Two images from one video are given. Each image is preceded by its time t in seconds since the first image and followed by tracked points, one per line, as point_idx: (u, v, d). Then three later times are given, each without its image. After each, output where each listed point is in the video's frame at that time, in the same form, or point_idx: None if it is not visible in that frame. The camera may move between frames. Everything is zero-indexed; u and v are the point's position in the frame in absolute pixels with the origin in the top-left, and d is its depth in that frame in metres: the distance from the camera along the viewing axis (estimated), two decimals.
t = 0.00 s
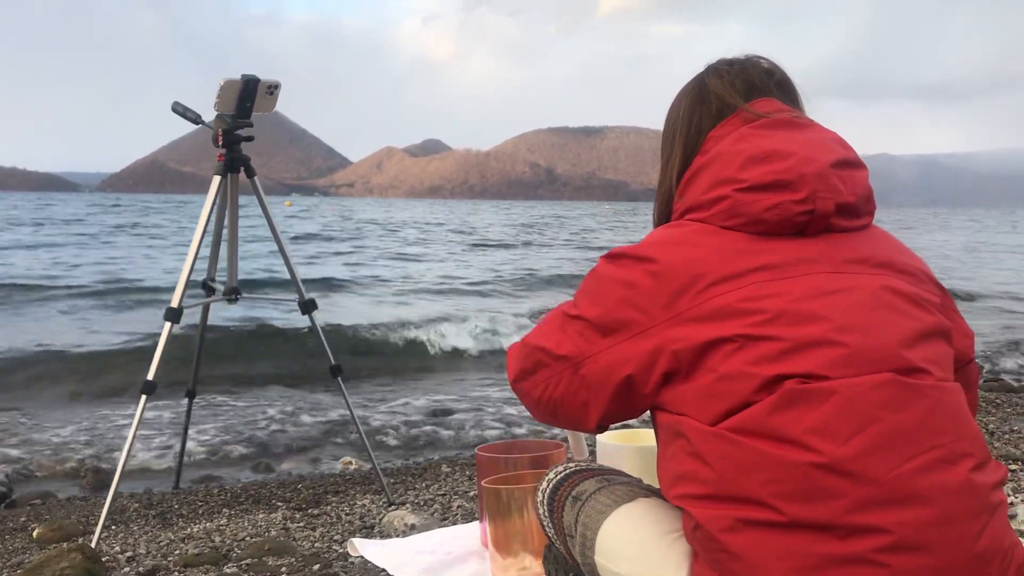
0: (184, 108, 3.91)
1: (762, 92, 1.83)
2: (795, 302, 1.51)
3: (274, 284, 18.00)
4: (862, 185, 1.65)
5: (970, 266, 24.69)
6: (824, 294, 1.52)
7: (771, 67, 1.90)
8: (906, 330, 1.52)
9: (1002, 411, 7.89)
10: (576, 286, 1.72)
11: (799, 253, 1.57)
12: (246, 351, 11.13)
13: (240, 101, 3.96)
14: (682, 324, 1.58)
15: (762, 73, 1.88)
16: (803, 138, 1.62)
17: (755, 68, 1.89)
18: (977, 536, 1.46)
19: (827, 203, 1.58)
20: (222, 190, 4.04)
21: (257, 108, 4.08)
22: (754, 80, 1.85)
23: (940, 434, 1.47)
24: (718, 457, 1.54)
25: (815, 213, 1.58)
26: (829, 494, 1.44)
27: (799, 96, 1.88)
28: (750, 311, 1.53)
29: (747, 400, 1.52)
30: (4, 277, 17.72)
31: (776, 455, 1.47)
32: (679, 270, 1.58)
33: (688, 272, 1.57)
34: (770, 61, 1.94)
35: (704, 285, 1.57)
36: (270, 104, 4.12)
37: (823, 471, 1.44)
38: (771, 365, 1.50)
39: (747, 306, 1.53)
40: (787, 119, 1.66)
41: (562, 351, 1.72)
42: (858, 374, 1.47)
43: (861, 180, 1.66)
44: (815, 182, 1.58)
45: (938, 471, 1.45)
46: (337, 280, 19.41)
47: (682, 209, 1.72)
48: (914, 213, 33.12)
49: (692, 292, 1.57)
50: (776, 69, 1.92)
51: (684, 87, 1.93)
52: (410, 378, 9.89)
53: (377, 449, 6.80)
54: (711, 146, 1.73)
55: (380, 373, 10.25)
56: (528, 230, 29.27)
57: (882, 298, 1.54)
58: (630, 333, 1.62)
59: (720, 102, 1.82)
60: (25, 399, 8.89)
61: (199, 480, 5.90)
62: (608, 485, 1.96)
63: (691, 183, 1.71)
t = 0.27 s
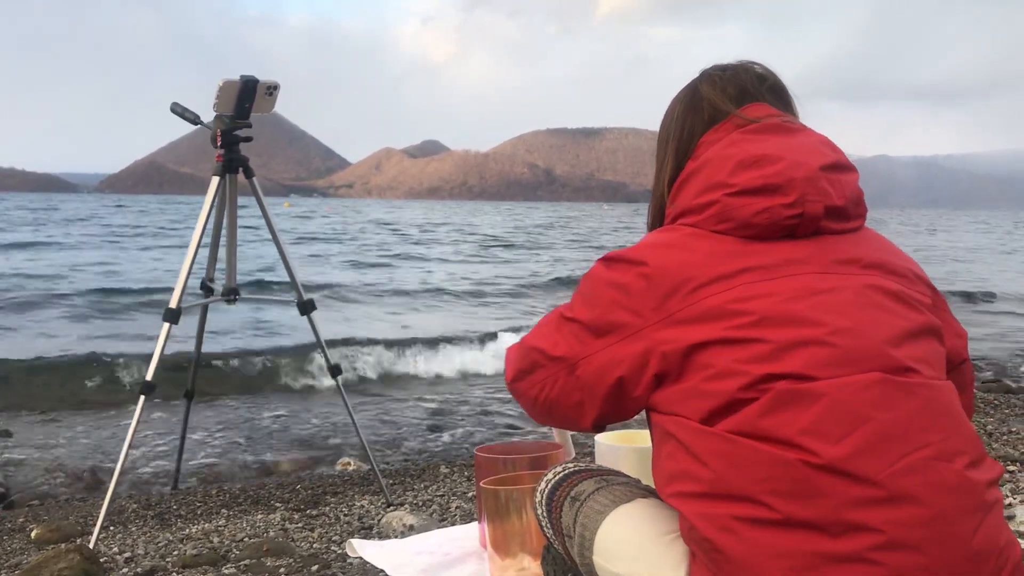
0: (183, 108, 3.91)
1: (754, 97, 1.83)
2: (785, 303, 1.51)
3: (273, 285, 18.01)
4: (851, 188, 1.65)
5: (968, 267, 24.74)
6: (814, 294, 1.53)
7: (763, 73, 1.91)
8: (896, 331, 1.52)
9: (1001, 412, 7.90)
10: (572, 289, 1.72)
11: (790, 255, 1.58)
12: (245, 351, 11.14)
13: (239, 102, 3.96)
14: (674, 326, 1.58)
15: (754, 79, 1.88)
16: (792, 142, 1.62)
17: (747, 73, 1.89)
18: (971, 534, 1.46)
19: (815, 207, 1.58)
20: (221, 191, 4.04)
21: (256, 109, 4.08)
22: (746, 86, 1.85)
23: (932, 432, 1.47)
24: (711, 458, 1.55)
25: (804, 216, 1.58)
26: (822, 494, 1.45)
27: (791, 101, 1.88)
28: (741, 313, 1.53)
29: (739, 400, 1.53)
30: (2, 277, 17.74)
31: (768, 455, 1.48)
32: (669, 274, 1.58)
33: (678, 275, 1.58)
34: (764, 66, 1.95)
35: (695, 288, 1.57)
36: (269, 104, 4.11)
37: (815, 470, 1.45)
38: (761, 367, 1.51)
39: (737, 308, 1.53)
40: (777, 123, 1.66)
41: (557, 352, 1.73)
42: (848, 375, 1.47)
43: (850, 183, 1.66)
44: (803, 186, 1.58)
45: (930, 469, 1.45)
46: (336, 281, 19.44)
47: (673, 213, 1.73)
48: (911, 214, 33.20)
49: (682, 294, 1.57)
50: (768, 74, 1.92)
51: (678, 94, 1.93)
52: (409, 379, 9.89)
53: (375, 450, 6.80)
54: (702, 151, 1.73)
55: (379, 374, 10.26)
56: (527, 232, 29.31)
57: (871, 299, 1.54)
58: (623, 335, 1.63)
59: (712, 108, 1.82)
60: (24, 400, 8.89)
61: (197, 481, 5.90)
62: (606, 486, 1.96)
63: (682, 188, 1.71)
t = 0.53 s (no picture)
0: (182, 108, 3.91)
1: (747, 101, 1.83)
2: (776, 305, 1.51)
3: (273, 286, 17.99)
4: (843, 190, 1.65)
5: (967, 268, 24.76)
6: (805, 295, 1.52)
7: (756, 77, 1.91)
8: (888, 332, 1.52)
9: (1000, 413, 7.90)
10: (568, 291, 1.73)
11: (781, 256, 1.57)
12: (244, 352, 11.13)
13: (239, 102, 3.96)
14: (667, 327, 1.58)
15: (746, 83, 1.88)
16: (783, 145, 1.62)
17: (740, 77, 1.89)
18: (967, 531, 1.46)
19: (806, 210, 1.58)
20: (221, 191, 4.04)
21: (256, 109, 4.08)
22: (738, 90, 1.85)
23: (926, 431, 1.47)
24: (706, 459, 1.55)
25: (794, 219, 1.58)
26: (819, 494, 1.44)
27: (786, 105, 1.87)
28: (734, 314, 1.53)
29: (732, 401, 1.53)
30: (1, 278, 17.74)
31: (761, 456, 1.48)
32: (661, 276, 1.58)
33: (671, 277, 1.58)
34: (758, 71, 1.94)
35: (688, 289, 1.57)
36: (268, 105, 4.11)
37: (809, 470, 1.44)
38: (754, 370, 1.50)
39: (729, 309, 1.53)
40: (769, 127, 1.66)
41: (553, 352, 1.74)
42: (840, 376, 1.47)
43: (842, 185, 1.65)
44: (793, 189, 1.58)
45: (925, 468, 1.45)
46: (335, 282, 19.45)
47: (667, 217, 1.73)
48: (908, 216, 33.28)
49: (674, 295, 1.57)
50: (762, 78, 1.92)
51: (671, 100, 1.93)
52: (408, 381, 9.88)
53: (375, 451, 6.79)
54: (694, 156, 1.73)
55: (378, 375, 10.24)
56: (526, 233, 29.37)
57: (863, 301, 1.54)
58: (617, 335, 1.63)
59: (705, 113, 1.82)
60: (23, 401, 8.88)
61: (197, 482, 5.89)
62: (606, 487, 1.96)
63: (676, 192, 1.71)
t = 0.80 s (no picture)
0: (182, 109, 3.91)
1: (741, 104, 1.83)
2: (772, 306, 1.52)
3: (273, 287, 17.98)
4: (838, 191, 1.65)
5: (966, 268, 24.77)
6: (801, 295, 1.53)
7: (752, 80, 1.91)
8: (884, 333, 1.52)
9: (999, 413, 7.91)
10: (566, 292, 1.73)
11: (777, 258, 1.58)
12: (244, 353, 11.12)
13: (238, 103, 3.96)
14: (663, 328, 1.59)
15: (741, 86, 1.88)
16: (778, 147, 1.62)
17: (735, 80, 1.89)
18: (965, 529, 1.46)
19: (801, 211, 1.58)
20: (221, 192, 4.04)
21: (255, 110, 4.08)
22: (733, 93, 1.85)
23: (923, 430, 1.47)
24: (704, 460, 1.55)
25: (790, 221, 1.58)
26: (816, 494, 1.44)
27: (780, 108, 1.88)
28: (730, 315, 1.53)
29: (728, 402, 1.53)
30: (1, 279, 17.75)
31: (758, 456, 1.48)
32: (658, 278, 1.58)
33: (667, 279, 1.58)
34: (753, 74, 1.95)
35: (684, 290, 1.57)
36: (268, 106, 4.11)
37: (807, 470, 1.45)
38: (750, 371, 1.50)
39: (725, 311, 1.53)
40: (764, 129, 1.66)
41: (548, 351, 1.74)
42: (837, 376, 1.47)
43: (838, 186, 1.66)
44: (788, 191, 1.58)
45: (922, 467, 1.45)
46: (335, 283, 19.47)
47: (663, 219, 1.73)
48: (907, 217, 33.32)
49: (670, 297, 1.58)
50: (757, 81, 1.92)
51: (667, 103, 1.93)
52: (408, 381, 9.88)
53: (375, 451, 6.79)
54: (690, 158, 1.73)
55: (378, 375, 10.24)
56: (526, 234, 29.39)
57: (858, 301, 1.54)
58: (613, 337, 1.63)
59: (700, 116, 1.82)
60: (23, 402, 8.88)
61: (197, 483, 5.90)
62: (605, 487, 1.96)
63: (672, 194, 1.72)
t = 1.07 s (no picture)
0: (182, 107, 3.91)
1: (742, 101, 1.83)
2: (773, 302, 1.52)
3: (274, 285, 17.99)
4: (840, 188, 1.65)
5: (967, 266, 24.80)
6: (802, 292, 1.53)
7: (752, 77, 1.91)
8: (885, 330, 1.52)
9: (1001, 411, 7.90)
10: (565, 287, 1.73)
11: (778, 254, 1.58)
12: (245, 351, 11.12)
13: (238, 101, 3.95)
14: (664, 324, 1.59)
15: (742, 82, 1.88)
16: (778, 144, 1.62)
17: (736, 77, 1.89)
18: (965, 526, 1.46)
19: (803, 207, 1.58)
20: (221, 190, 4.04)
21: (256, 108, 4.08)
22: (734, 89, 1.85)
23: (925, 427, 1.47)
24: (704, 456, 1.55)
25: (791, 217, 1.58)
26: (816, 491, 1.44)
27: (780, 104, 1.88)
28: (731, 311, 1.53)
29: (730, 399, 1.52)
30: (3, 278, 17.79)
31: (759, 453, 1.48)
32: (658, 273, 1.58)
33: (668, 274, 1.58)
34: (753, 71, 1.95)
35: (685, 285, 1.57)
36: (268, 103, 4.11)
37: (807, 467, 1.45)
38: (750, 367, 1.50)
39: (725, 307, 1.54)
40: (765, 125, 1.66)
41: (546, 344, 1.74)
42: (837, 372, 1.47)
43: (839, 183, 1.66)
44: (790, 187, 1.58)
45: (923, 465, 1.45)
46: (335, 281, 19.49)
47: (665, 217, 1.73)
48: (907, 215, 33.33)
49: (671, 292, 1.58)
50: (758, 77, 1.92)
51: (667, 100, 1.93)
52: (409, 379, 9.88)
53: (376, 449, 6.80)
54: (691, 154, 1.73)
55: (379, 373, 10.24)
56: (526, 233, 29.43)
57: (860, 298, 1.54)
58: (612, 332, 1.63)
59: (700, 111, 1.82)
60: (24, 400, 8.88)
61: (198, 481, 5.90)
62: (606, 485, 1.96)
63: (672, 191, 1.72)
